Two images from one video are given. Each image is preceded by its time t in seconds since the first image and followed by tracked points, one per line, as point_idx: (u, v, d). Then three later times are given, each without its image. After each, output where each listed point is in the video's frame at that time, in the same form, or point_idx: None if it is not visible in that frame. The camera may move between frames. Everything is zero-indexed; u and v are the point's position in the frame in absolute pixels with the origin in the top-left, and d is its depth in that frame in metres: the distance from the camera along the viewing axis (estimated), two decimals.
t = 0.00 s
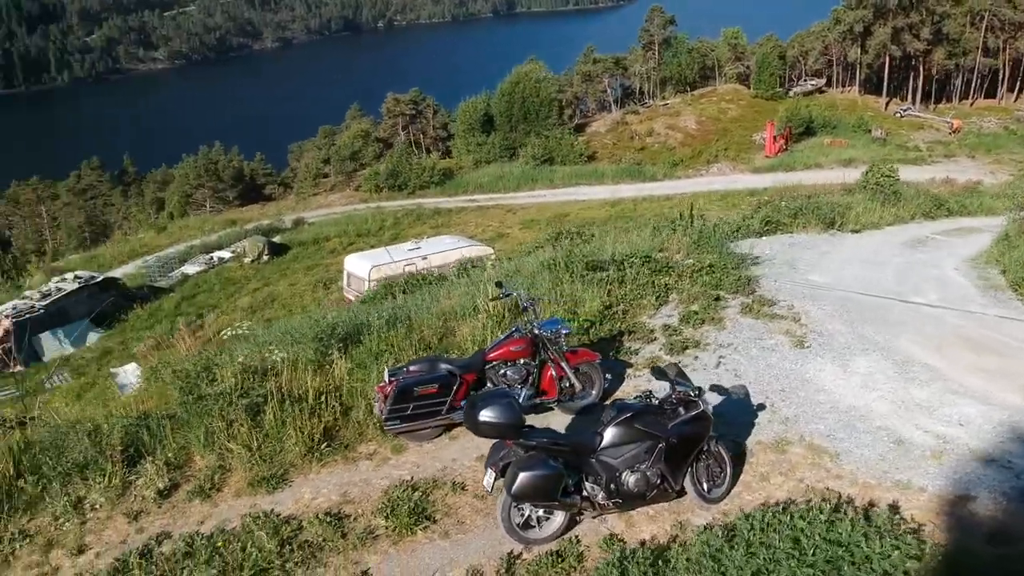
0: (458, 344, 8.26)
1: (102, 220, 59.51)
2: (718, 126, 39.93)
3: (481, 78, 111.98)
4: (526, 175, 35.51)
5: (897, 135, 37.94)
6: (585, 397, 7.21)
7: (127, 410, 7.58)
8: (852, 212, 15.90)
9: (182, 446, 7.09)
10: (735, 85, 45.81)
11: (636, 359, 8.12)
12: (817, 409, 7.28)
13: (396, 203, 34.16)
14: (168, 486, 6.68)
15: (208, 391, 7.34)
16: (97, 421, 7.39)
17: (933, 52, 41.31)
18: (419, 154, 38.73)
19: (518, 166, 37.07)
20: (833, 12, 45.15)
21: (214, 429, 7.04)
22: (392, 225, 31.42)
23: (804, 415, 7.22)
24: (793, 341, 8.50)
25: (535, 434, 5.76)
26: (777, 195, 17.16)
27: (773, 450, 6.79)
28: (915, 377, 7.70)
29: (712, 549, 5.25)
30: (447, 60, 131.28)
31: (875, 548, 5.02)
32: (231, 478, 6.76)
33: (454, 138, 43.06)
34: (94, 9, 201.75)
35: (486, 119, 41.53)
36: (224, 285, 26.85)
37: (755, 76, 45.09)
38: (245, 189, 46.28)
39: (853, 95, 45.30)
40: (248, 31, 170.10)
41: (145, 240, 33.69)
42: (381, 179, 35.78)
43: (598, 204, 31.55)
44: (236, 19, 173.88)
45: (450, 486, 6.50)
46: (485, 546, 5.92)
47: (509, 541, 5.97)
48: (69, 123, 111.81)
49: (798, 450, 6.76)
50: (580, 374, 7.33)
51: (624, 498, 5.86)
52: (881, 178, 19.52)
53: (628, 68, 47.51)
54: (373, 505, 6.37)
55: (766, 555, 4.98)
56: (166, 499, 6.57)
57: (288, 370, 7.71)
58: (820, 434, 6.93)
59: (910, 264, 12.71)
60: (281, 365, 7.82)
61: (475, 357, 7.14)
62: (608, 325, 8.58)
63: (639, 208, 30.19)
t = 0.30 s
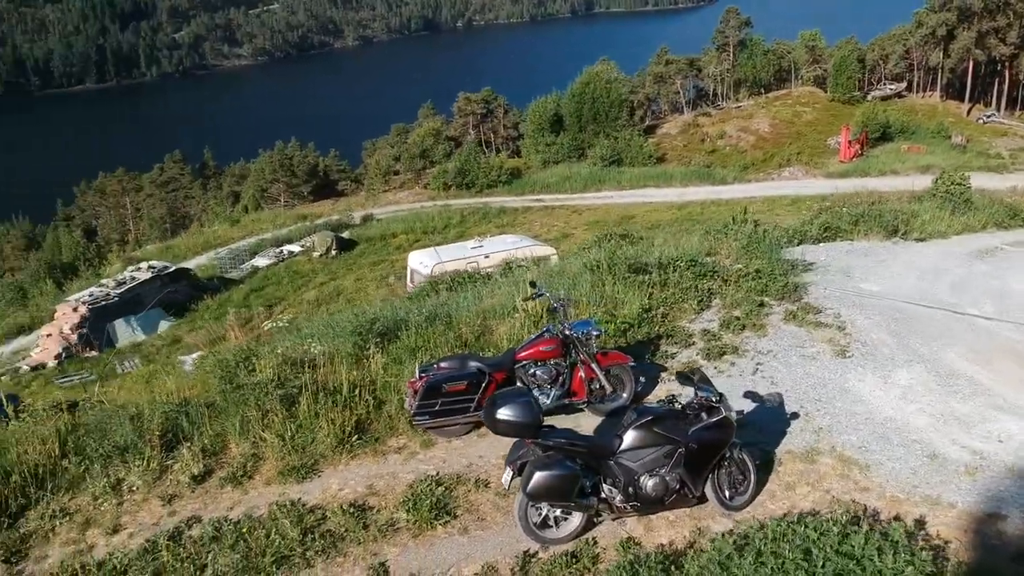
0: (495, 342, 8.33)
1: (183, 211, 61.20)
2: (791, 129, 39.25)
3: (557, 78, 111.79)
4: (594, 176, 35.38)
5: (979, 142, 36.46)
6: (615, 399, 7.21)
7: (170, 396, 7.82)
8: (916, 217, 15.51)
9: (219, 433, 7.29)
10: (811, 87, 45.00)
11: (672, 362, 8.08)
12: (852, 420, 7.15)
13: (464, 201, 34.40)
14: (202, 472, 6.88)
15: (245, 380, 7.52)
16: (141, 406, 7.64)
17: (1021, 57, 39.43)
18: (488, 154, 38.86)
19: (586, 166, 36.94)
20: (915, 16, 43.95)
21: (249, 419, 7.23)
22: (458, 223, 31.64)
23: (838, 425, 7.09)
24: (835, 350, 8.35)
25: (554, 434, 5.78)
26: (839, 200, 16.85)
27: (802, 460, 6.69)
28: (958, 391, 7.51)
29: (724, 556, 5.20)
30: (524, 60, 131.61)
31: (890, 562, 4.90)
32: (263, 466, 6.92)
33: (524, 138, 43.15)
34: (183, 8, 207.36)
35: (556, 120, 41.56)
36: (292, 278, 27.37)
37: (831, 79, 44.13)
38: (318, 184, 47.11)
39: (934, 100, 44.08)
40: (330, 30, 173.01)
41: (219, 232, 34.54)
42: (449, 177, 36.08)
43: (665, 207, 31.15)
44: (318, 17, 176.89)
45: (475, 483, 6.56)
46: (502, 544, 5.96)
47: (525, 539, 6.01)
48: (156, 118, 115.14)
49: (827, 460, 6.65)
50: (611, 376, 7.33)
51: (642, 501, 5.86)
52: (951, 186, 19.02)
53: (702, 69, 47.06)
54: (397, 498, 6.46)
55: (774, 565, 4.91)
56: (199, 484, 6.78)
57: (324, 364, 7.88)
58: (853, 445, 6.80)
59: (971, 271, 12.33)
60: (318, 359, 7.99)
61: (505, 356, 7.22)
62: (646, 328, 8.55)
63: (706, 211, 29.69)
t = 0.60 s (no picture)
0: (520, 341, 8.38)
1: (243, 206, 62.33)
2: (849, 133, 38.62)
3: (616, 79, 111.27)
4: (646, 177, 35.19)
5: None
6: (635, 400, 7.19)
7: (199, 386, 8.00)
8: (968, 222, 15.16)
9: (243, 423, 7.44)
10: (871, 90, 44.21)
11: (696, 366, 8.03)
12: (875, 429, 7.03)
13: (515, 200, 34.49)
14: (225, 461, 7.04)
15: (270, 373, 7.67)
16: (171, 396, 7.83)
17: None
18: (540, 154, 38.86)
19: (638, 167, 36.76)
20: (982, 18, 42.88)
21: (272, 411, 7.37)
22: (508, 222, 31.69)
23: (861, 434, 6.98)
24: (864, 357, 8.22)
25: (563, 433, 5.80)
26: (888, 205, 16.56)
27: (820, 467, 6.61)
28: (987, 402, 7.33)
29: (727, 561, 5.17)
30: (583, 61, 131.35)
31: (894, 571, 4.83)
32: (284, 457, 7.05)
33: (577, 138, 43.08)
34: (249, 6, 211.08)
35: (610, 120, 41.47)
36: (343, 274, 27.68)
37: (893, 82, 43.26)
38: (374, 181, 47.60)
39: (1000, 105, 42.96)
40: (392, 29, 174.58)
41: (274, 227, 35.11)
42: (501, 177, 36.21)
43: (717, 209, 30.75)
44: (381, 16, 178.60)
45: (488, 480, 6.60)
46: (511, 542, 6.00)
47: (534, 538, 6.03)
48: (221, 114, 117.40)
49: (846, 469, 6.56)
50: (631, 377, 7.32)
51: (651, 504, 5.85)
52: (1008, 192, 18.52)
53: (761, 70, 46.56)
54: (411, 493, 6.53)
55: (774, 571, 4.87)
56: (221, 472, 6.93)
57: (350, 358, 7.99)
58: (873, 454, 6.70)
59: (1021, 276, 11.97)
60: (344, 353, 8.10)
61: (525, 356, 7.28)
62: (672, 331, 8.52)
63: (758, 214, 29.25)
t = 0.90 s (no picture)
0: (531, 340, 8.40)
1: (283, 203, 63.04)
2: (891, 136, 38.07)
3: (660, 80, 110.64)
4: (682, 178, 34.94)
5: None
6: (640, 400, 7.19)
7: (211, 378, 8.12)
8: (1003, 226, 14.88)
9: (253, 416, 7.56)
10: (915, 93, 43.53)
11: (706, 368, 8.00)
12: (882, 434, 6.96)
13: (550, 200, 34.49)
14: (232, 452, 7.15)
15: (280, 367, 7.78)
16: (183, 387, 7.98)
17: None
18: (577, 154, 38.82)
19: (676, 168, 36.54)
20: None
21: (281, 404, 7.47)
22: (543, 222, 31.68)
23: (867, 439, 6.91)
24: (877, 362, 8.13)
25: (558, 432, 5.82)
26: (921, 209, 16.32)
27: (823, 472, 6.55)
28: (1000, 410, 7.20)
29: (715, 562, 5.15)
30: (626, 62, 130.85)
31: None
32: (290, 450, 7.15)
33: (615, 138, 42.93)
34: (296, 5, 213.34)
35: (648, 121, 41.34)
36: (377, 271, 27.86)
37: (937, 85, 42.52)
38: (412, 179, 47.87)
39: None
40: (436, 28, 175.30)
41: (312, 223, 35.46)
42: (536, 177, 36.28)
43: (755, 212, 30.36)
44: (425, 15, 179.47)
45: (489, 476, 6.64)
46: (507, 539, 6.02)
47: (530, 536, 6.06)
48: (264, 111, 118.73)
49: (849, 474, 6.50)
50: (637, 378, 7.32)
51: (646, 504, 5.84)
52: None
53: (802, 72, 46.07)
54: (412, 488, 6.59)
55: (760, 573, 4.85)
56: (227, 463, 7.05)
57: (360, 353, 8.07)
58: (878, 460, 6.63)
59: None
60: (355, 348, 8.18)
61: (530, 355, 7.32)
62: (683, 332, 8.49)
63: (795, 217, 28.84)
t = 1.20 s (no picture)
0: (543, 339, 8.42)
1: (323, 201, 63.59)
2: (933, 139, 37.49)
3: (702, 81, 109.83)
4: (719, 180, 34.65)
5: None
6: (649, 400, 7.17)
7: (224, 371, 8.24)
8: None
9: (263, 409, 7.66)
10: (960, 95, 42.78)
11: (717, 370, 7.97)
12: (891, 440, 6.88)
13: (585, 201, 34.48)
14: (242, 445, 7.25)
15: (293, 362, 7.88)
16: (197, 379, 8.11)
17: None
18: (613, 154, 38.81)
19: (713, 170, 36.29)
20: None
21: (291, 399, 7.57)
22: (578, 222, 31.63)
23: (875, 444, 6.84)
24: (892, 367, 8.02)
25: (557, 429, 5.83)
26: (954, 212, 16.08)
27: (829, 476, 6.49)
28: (1015, 417, 7.05)
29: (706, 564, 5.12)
30: (667, 63, 130.13)
31: None
32: (298, 444, 7.24)
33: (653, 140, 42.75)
34: (340, 5, 215.07)
35: (685, 122, 41.11)
36: (410, 268, 27.96)
37: (983, 87, 41.73)
38: (449, 179, 48.05)
39: None
40: (479, 28, 175.64)
41: (348, 221, 35.73)
42: (572, 177, 36.34)
43: (791, 215, 29.93)
44: (468, 15, 179.92)
45: (491, 474, 6.67)
46: (505, 535, 6.05)
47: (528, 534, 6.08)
48: (305, 110, 119.83)
49: (855, 479, 6.44)
50: (646, 378, 7.30)
51: (644, 505, 5.83)
52: None
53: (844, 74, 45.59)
54: (416, 483, 6.64)
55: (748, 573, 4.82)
56: (236, 455, 7.15)
57: (372, 350, 8.14)
58: (885, 466, 6.55)
59: None
60: (367, 344, 8.25)
61: (539, 353, 7.35)
62: (697, 334, 8.46)
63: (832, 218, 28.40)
